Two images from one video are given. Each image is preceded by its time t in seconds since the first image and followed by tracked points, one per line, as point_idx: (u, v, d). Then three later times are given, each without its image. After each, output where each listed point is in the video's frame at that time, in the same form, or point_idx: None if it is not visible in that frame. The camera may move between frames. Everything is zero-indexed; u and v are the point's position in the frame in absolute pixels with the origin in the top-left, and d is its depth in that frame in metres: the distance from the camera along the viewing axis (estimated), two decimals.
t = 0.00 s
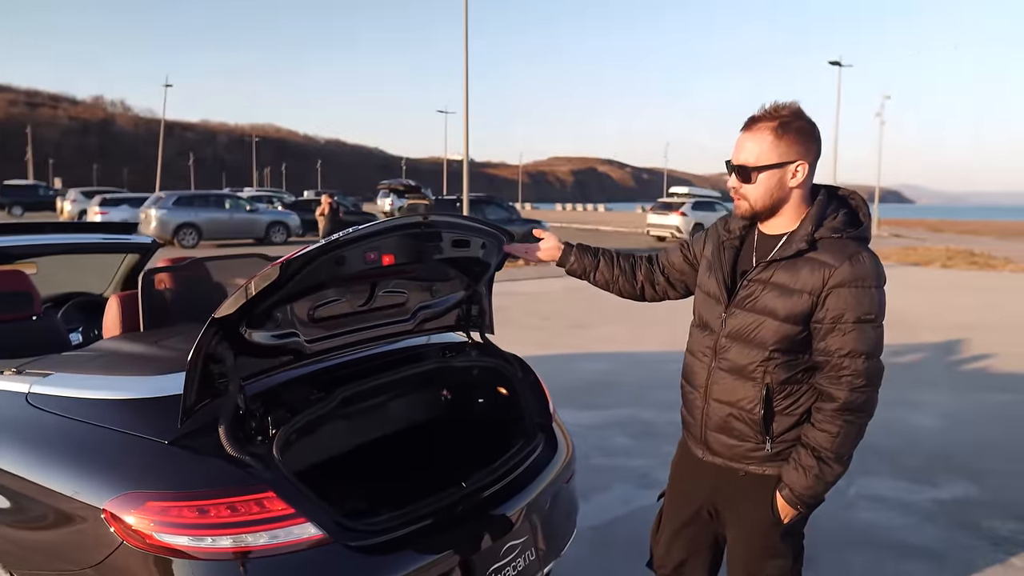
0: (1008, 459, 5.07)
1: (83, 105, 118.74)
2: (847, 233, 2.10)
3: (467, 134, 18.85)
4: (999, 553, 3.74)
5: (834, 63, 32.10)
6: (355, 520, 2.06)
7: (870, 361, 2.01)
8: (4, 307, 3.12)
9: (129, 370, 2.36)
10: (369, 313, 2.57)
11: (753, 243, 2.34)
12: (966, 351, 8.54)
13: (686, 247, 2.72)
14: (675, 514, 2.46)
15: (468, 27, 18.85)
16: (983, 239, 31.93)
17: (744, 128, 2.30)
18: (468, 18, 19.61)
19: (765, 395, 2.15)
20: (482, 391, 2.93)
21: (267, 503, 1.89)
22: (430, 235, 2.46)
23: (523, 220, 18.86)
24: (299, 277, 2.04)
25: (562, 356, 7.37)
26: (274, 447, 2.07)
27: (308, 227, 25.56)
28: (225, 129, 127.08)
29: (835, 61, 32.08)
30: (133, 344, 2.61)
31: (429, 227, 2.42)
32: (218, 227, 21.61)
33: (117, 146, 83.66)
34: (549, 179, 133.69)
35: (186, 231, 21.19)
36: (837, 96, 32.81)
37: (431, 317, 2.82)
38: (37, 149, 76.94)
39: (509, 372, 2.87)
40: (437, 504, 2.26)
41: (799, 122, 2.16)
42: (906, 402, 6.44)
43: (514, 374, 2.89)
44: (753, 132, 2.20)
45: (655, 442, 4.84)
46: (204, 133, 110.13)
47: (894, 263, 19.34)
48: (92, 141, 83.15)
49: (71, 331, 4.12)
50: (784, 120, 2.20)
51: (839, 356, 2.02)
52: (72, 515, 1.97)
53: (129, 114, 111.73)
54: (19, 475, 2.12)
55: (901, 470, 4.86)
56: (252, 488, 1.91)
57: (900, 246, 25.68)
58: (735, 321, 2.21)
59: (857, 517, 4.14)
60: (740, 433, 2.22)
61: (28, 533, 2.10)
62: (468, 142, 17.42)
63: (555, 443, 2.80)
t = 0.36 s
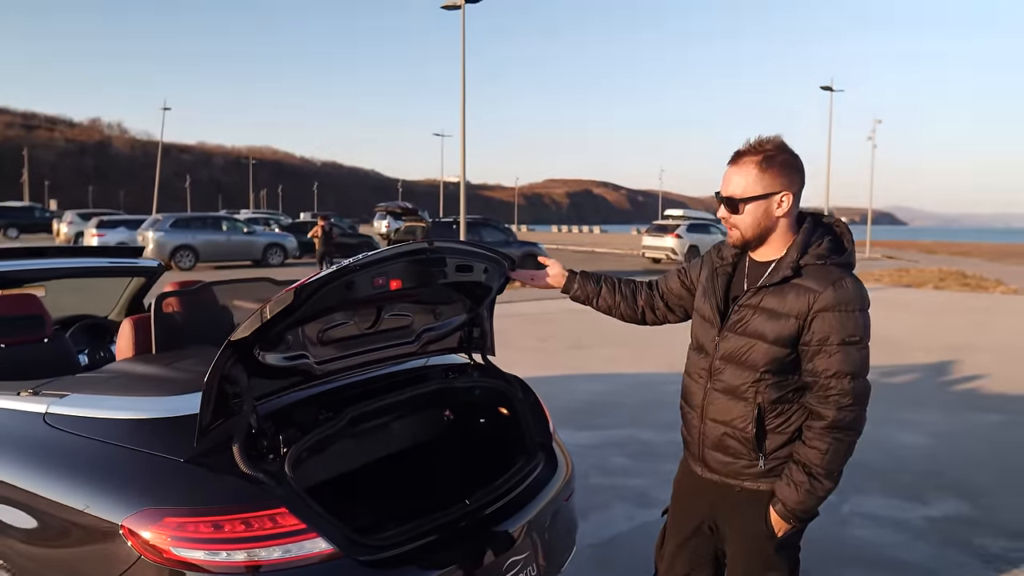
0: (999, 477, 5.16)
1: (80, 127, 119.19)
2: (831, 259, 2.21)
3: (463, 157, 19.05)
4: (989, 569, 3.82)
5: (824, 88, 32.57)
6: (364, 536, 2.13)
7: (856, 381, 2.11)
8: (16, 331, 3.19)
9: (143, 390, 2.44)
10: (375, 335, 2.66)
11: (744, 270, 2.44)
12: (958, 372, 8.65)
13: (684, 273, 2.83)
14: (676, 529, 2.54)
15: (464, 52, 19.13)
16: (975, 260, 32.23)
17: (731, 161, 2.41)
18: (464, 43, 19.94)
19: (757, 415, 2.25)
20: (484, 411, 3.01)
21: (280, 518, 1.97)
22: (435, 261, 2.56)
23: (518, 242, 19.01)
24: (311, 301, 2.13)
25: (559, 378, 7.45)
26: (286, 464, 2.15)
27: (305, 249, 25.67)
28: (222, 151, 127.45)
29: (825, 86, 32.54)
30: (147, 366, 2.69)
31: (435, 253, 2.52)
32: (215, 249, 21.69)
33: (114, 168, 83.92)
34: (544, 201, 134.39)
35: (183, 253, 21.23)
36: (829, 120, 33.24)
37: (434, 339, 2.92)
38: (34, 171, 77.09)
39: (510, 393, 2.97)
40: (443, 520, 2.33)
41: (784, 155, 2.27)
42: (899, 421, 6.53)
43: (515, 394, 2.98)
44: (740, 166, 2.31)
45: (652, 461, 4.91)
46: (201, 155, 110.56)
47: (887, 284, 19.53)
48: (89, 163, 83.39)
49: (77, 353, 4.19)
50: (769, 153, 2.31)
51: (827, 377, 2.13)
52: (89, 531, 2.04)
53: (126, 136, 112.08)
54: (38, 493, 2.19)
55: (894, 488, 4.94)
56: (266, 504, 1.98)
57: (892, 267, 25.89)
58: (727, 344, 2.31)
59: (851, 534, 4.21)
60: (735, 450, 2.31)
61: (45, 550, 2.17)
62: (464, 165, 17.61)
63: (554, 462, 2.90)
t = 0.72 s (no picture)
0: (979, 471, 5.27)
1: (63, 125, 118.04)
2: (791, 255, 2.27)
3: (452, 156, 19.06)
4: (969, 560, 3.92)
5: (810, 87, 33.03)
6: (360, 530, 2.18)
7: (821, 373, 2.17)
8: (11, 329, 3.25)
9: (140, 388, 2.47)
10: (367, 334, 2.71)
11: (713, 270, 2.51)
12: (940, 368, 8.79)
13: (660, 276, 2.89)
14: (662, 519, 2.61)
15: (453, 51, 19.14)
16: (958, 258, 32.60)
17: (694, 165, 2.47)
18: (453, 42, 19.93)
19: (730, 409, 2.32)
20: (474, 408, 3.06)
21: (277, 512, 2.01)
22: (427, 260, 2.61)
23: (507, 241, 19.05)
24: (305, 300, 2.17)
25: (548, 375, 7.51)
26: (281, 459, 2.20)
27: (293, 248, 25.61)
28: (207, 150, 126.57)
29: (812, 86, 32.92)
30: (142, 365, 2.72)
31: (428, 253, 2.57)
32: (202, 248, 21.58)
33: (98, 167, 83.17)
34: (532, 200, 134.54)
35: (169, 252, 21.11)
36: (814, 119, 33.48)
37: (425, 337, 2.96)
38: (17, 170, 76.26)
39: (500, 390, 3.02)
40: (436, 514, 2.39)
41: (745, 158, 2.33)
42: (882, 417, 6.65)
43: (506, 391, 3.04)
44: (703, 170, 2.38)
45: (640, 457, 4.98)
46: (186, 153, 109.80)
47: (871, 282, 19.76)
48: (73, 162, 82.62)
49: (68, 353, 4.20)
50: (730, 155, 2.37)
51: (792, 370, 2.19)
52: (87, 526, 2.07)
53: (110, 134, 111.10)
54: (36, 489, 2.22)
55: (877, 482, 5.04)
56: (263, 499, 2.03)
57: (877, 265, 26.17)
58: (700, 342, 2.39)
59: (835, 528, 4.30)
60: (713, 444, 2.38)
61: (42, 546, 2.20)
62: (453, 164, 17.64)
63: (544, 457, 2.97)
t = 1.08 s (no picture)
0: (973, 470, 5.33)
1: (60, 124, 117.79)
2: (745, 254, 2.34)
3: (450, 155, 19.08)
4: (962, 557, 3.97)
5: (808, 87, 33.09)
6: (361, 527, 2.22)
7: (785, 362, 2.23)
8: (18, 330, 3.29)
9: (145, 389, 2.51)
10: (368, 335, 2.75)
11: (670, 275, 2.55)
12: (936, 368, 8.85)
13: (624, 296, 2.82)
14: (637, 515, 2.63)
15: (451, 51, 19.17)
16: (955, 258, 32.67)
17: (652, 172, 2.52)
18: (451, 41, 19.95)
19: (704, 406, 2.36)
20: (474, 409, 3.11)
21: (282, 511, 2.05)
22: (427, 262, 2.65)
23: (505, 240, 19.09)
24: (308, 303, 2.21)
25: (546, 375, 7.56)
26: (285, 459, 2.24)
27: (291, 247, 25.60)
28: (205, 149, 126.39)
29: (809, 85, 32.99)
30: (146, 366, 2.76)
31: (428, 255, 2.62)
32: (200, 248, 21.58)
33: (95, 166, 83.01)
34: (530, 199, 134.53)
35: (167, 252, 21.11)
36: (812, 119, 33.56)
37: (425, 338, 3.00)
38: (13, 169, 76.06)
39: (499, 390, 3.07)
40: (438, 511, 2.43)
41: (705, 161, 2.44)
42: (878, 416, 6.70)
43: (506, 392, 3.09)
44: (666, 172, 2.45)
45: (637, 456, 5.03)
46: (184, 152, 109.65)
47: (869, 282, 19.84)
48: (70, 161, 82.43)
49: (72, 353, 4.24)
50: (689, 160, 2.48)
51: (758, 361, 2.24)
52: (94, 524, 2.11)
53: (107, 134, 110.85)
54: (45, 488, 2.26)
55: (872, 480, 5.09)
56: (268, 497, 2.07)
57: (875, 265, 26.25)
58: (668, 345, 2.43)
59: (830, 526, 4.35)
60: (690, 442, 2.41)
61: (50, 544, 2.23)
62: (451, 164, 17.65)
63: (544, 456, 3.02)
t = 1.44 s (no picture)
0: (971, 467, 5.35)
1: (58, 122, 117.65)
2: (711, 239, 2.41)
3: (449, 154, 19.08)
4: (959, 554, 3.99)
5: (807, 86, 33.08)
6: (366, 524, 2.24)
7: (761, 334, 2.35)
8: (21, 329, 3.28)
9: (149, 388, 2.53)
10: (371, 334, 2.77)
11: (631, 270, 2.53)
12: (935, 366, 8.87)
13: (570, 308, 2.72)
14: (621, 512, 2.58)
15: (450, 49, 19.17)
16: (954, 256, 32.68)
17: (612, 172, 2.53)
18: (449, 39, 19.96)
19: (696, 389, 2.37)
20: (475, 407, 3.14)
21: (288, 508, 2.07)
22: (430, 261, 2.68)
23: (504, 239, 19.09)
24: (313, 302, 2.23)
25: (546, 374, 7.59)
26: (290, 457, 2.26)
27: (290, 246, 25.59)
28: (203, 147, 126.19)
29: (808, 84, 33.00)
30: (149, 364, 2.78)
31: (431, 255, 2.64)
32: (199, 247, 21.59)
33: (93, 165, 82.87)
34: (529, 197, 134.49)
35: (166, 251, 21.11)
36: (812, 116, 33.53)
37: (428, 337, 3.02)
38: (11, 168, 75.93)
39: (502, 389, 3.13)
40: (442, 508, 2.45)
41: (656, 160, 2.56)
42: (877, 414, 6.73)
43: (507, 390, 3.15)
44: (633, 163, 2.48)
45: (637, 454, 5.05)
46: (182, 150, 109.53)
47: (868, 280, 19.86)
48: (67, 160, 82.31)
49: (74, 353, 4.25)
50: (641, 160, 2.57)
51: (741, 336, 2.33)
52: (101, 523, 2.13)
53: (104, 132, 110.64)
54: (51, 486, 2.28)
55: (871, 478, 5.12)
56: (274, 495, 2.09)
57: (874, 263, 26.28)
58: (651, 337, 2.39)
59: (829, 523, 4.37)
60: (685, 429, 2.39)
61: (57, 542, 2.25)
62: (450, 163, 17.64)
63: (545, 455, 3.05)
